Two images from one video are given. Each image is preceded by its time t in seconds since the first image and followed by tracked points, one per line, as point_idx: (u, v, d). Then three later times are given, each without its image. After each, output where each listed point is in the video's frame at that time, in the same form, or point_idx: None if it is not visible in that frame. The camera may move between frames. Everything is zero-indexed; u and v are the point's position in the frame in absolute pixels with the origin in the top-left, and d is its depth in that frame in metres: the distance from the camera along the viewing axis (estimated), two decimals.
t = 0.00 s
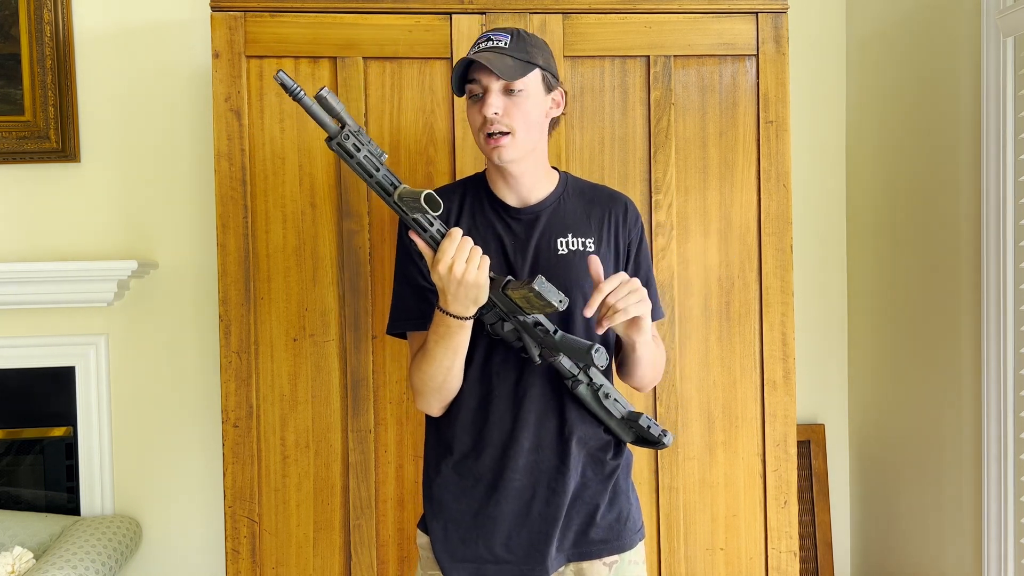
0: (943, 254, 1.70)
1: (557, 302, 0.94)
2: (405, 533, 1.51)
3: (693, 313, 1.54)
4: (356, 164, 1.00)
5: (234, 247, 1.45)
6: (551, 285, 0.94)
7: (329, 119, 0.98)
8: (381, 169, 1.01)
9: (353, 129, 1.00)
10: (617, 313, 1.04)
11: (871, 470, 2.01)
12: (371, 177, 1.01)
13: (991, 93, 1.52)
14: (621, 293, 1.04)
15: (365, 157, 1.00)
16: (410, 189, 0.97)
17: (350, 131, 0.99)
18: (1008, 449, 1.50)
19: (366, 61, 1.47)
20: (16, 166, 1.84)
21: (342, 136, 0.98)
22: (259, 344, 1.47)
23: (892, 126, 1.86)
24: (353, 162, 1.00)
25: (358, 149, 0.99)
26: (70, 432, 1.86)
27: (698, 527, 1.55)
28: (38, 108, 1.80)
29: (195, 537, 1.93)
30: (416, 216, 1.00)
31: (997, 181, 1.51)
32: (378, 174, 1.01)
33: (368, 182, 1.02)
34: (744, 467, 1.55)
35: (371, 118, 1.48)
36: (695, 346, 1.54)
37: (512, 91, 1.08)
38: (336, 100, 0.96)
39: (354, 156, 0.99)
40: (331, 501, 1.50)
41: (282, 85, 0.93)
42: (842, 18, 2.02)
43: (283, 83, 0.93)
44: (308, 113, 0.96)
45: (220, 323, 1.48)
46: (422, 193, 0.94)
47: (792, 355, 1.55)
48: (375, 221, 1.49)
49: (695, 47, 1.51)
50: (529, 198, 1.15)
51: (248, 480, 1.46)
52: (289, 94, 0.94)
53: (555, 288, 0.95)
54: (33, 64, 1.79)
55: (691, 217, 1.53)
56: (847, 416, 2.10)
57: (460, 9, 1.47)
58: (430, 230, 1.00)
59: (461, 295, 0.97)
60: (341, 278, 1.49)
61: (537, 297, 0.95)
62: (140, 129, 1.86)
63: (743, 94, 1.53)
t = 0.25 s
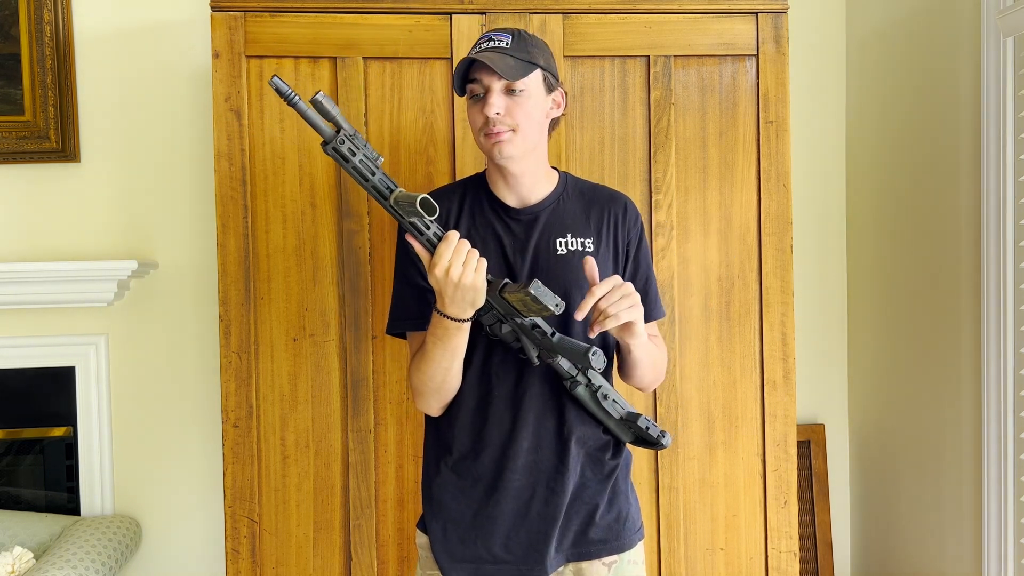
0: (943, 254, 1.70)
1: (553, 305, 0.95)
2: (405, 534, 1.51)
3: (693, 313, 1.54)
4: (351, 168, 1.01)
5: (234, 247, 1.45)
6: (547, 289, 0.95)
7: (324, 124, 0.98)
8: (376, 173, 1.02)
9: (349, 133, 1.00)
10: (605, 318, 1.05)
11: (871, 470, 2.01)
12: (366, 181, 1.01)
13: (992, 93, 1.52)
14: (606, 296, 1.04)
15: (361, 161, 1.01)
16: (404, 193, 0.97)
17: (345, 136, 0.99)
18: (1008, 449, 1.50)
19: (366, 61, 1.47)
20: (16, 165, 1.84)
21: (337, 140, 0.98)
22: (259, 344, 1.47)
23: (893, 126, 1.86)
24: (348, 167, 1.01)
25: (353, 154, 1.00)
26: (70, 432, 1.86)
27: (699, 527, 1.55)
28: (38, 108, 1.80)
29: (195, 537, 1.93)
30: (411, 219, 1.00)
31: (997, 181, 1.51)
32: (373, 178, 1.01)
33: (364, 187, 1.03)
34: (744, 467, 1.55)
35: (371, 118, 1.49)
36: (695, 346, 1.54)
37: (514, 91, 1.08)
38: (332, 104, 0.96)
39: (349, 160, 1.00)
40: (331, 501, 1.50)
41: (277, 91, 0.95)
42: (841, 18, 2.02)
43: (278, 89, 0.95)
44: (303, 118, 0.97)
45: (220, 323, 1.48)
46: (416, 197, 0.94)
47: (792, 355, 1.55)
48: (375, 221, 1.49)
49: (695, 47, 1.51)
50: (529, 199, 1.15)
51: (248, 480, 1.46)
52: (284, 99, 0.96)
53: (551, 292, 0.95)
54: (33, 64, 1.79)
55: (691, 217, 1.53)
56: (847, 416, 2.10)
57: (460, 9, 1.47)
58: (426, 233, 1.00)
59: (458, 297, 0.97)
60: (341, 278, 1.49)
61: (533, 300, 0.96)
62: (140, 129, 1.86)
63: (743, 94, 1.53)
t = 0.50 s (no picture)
0: (943, 254, 1.70)
1: (562, 305, 0.94)
2: (405, 533, 1.51)
3: (693, 313, 1.54)
4: (360, 167, 1.00)
5: (234, 247, 1.45)
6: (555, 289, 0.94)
7: (334, 123, 0.97)
8: (385, 173, 1.01)
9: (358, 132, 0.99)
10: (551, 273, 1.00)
11: (871, 470, 2.01)
12: (375, 180, 1.01)
13: (992, 93, 1.52)
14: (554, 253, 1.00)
15: (370, 160, 1.00)
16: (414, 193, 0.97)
17: (354, 135, 0.98)
18: (1008, 449, 1.50)
19: (366, 61, 1.47)
20: (16, 166, 1.84)
21: (347, 139, 0.97)
22: (259, 344, 1.47)
23: (893, 126, 1.86)
24: (357, 166, 1.00)
25: (363, 153, 0.99)
26: (70, 432, 1.86)
27: (698, 527, 1.55)
28: (38, 108, 1.80)
29: (195, 537, 1.93)
30: (420, 219, 1.00)
31: (997, 181, 1.51)
32: (382, 178, 1.01)
33: (373, 186, 1.02)
34: (744, 467, 1.55)
35: (371, 117, 1.49)
36: (695, 346, 1.54)
37: (523, 92, 1.08)
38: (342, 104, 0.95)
39: (359, 160, 0.99)
40: (331, 501, 1.50)
41: (287, 89, 0.92)
42: (841, 18, 2.02)
43: (287, 87, 0.92)
44: (312, 117, 0.95)
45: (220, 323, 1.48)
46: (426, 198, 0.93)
47: (792, 356, 1.55)
48: (375, 221, 1.49)
49: (695, 48, 1.51)
50: (530, 198, 1.15)
51: (248, 480, 1.46)
52: (293, 98, 0.93)
53: (560, 292, 0.95)
54: (33, 64, 1.79)
55: (691, 217, 1.53)
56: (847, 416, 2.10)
57: (460, 9, 1.47)
58: (433, 232, 1.01)
59: (464, 297, 0.97)
60: (341, 278, 1.49)
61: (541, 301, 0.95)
62: (140, 129, 1.86)
63: (743, 94, 1.53)
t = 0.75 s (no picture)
0: (943, 253, 1.70)
1: (573, 304, 0.94)
2: (405, 533, 1.51)
3: (693, 313, 1.54)
4: (373, 166, 1.00)
5: (233, 247, 1.45)
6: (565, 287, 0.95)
7: (347, 122, 0.96)
8: (398, 171, 1.01)
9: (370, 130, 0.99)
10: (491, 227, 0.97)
11: (871, 470, 2.01)
12: (388, 179, 1.01)
13: (992, 92, 1.52)
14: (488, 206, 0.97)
15: (382, 160, 1.00)
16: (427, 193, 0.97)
17: (367, 134, 0.98)
18: (1008, 449, 1.49)
19: (366, 60, 1.47)
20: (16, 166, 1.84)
21: (361, 139, 0.97)
22: (259, 344, 1.47)
23: (893, 125, 1.86)
24: (370, 165, 1.00)
25: (376, 152, 0.99)
26: (70, 432, 1.86)
27: (699, 527, 1.55)
28: (37, 108, 1.80)
29: (195, 536, 1.93)
30: (431, 218, 1.00)
31: (997, 181, 1.51)
32: (395, 177, 1.01)
33: (385, 185, 1.02)
34: (744, 467, 1.55)
35: (371, 118, 1.48)
36: (695, 347, 1.54)
37: (540, 89, 1.10)
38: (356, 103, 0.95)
39: (372, 159, 0.99)
40: (332, 500, 1.50)
41: (302, 88, 0.91)
42: (841, 18, 2.02)
43: (302, 86, 0.91)
44: (326, 116, 0.95)
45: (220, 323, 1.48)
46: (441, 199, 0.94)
47: (792, 356, 1.55)
48: (375, 221, 1.49)
49: (695, 48, 1.51)
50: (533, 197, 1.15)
51: (248, 480, 1.46)
52: (308, 96, 0.93)
53: (571, 290, 0.95)
54: (33, 64, 1.79)
55: (691, 217, 1.53)
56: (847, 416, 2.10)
57: (460, 9, 1.47)
58: (443, 232, 1.01)
59: (473, 296, 0.98)
60: (341, 277, 1.49)
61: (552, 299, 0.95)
62: (140, 129, 1.86)
63: (743, 94, 1.53)
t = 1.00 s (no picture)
0: (943, 253, 1.70)
1: (575, 304, 0.94)
2: (405, 533, 1.51)
3: (693, 313, 1.54)
4: (374, 167, 1.00)
5: (233, 247, 1.45)
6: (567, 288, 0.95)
7: (348, 123, 0.96)
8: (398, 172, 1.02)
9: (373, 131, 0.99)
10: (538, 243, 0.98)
11: (871, 470, 2.01)
12: (388, 180, 1.01)
13: (992, 92, 1.52)
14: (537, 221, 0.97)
15: (383, 161, 1.00)
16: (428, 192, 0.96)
17: (369, 135, 0.98)
18: (1008, 449, 1.49)
19: (366, 61, 1.47)
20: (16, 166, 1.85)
21: (362, 140, 0.97)
22: (259, 344, 1.47)
23: (893, 125, 1.86)
24: (371, 166, 1.00)
25: (377, 153, 0.99)
26: (70, 432, 1.86)
27: (699, 527, 1.55)
28: (37, 108, 1.80)
29: (195, 536, 1.93)
30: (432, 218, 1.00)
31: (997, 181, 1.51)
32: (395, 178, 1.01)
33: (386, 185, 1.02)
34: (744, 467, 1.55)
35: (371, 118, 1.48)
36: (695, 346, 1.54)
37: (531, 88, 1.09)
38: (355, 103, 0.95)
39: (372, 161, 0.99)
40: (332, 500, 1.50)
41: (303, 89, 0.92)
42: (841, 18, 2.02)
43: (303, 87, 0.92)
44: (327, 117, 0.95)
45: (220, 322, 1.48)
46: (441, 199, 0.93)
47: (792, 356, 1.55)
48: (375, 221, 1.49)
49: (695, 48, 1.51)
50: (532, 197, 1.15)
51: (248, 480, 1.46)
52: (309, 97, 0.93)
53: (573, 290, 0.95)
54: (33, 64, 1.79)
55: (691, 217, 1.53)
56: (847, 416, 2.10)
57: (460, 9, 1.47)
58: (445, 233, 1.01)
59: (475, 297, 0.97)
60: (341, 278, 1.49)
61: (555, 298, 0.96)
62: (140, 129, 1.86)
63: (743, 94, 1.53)
